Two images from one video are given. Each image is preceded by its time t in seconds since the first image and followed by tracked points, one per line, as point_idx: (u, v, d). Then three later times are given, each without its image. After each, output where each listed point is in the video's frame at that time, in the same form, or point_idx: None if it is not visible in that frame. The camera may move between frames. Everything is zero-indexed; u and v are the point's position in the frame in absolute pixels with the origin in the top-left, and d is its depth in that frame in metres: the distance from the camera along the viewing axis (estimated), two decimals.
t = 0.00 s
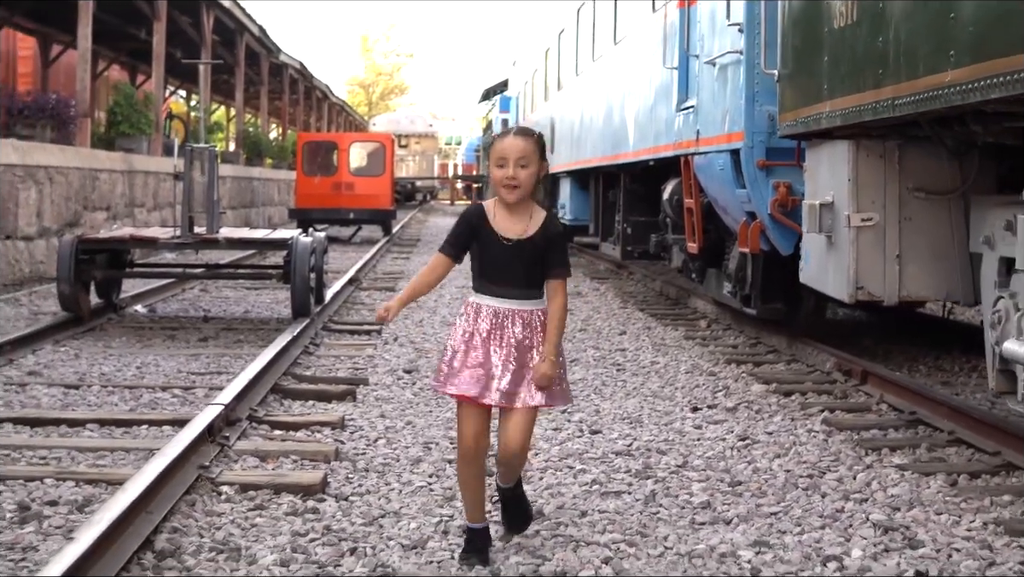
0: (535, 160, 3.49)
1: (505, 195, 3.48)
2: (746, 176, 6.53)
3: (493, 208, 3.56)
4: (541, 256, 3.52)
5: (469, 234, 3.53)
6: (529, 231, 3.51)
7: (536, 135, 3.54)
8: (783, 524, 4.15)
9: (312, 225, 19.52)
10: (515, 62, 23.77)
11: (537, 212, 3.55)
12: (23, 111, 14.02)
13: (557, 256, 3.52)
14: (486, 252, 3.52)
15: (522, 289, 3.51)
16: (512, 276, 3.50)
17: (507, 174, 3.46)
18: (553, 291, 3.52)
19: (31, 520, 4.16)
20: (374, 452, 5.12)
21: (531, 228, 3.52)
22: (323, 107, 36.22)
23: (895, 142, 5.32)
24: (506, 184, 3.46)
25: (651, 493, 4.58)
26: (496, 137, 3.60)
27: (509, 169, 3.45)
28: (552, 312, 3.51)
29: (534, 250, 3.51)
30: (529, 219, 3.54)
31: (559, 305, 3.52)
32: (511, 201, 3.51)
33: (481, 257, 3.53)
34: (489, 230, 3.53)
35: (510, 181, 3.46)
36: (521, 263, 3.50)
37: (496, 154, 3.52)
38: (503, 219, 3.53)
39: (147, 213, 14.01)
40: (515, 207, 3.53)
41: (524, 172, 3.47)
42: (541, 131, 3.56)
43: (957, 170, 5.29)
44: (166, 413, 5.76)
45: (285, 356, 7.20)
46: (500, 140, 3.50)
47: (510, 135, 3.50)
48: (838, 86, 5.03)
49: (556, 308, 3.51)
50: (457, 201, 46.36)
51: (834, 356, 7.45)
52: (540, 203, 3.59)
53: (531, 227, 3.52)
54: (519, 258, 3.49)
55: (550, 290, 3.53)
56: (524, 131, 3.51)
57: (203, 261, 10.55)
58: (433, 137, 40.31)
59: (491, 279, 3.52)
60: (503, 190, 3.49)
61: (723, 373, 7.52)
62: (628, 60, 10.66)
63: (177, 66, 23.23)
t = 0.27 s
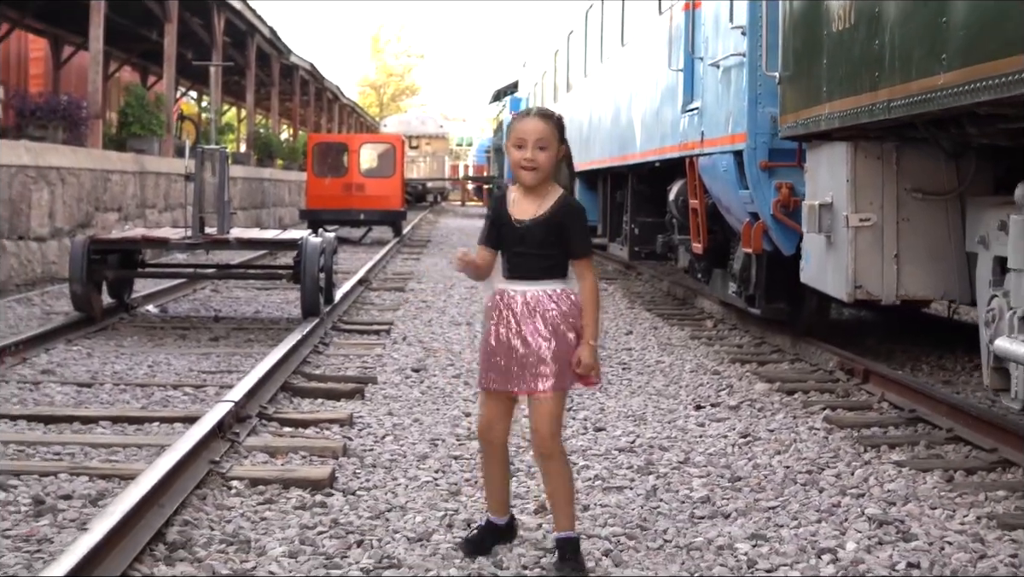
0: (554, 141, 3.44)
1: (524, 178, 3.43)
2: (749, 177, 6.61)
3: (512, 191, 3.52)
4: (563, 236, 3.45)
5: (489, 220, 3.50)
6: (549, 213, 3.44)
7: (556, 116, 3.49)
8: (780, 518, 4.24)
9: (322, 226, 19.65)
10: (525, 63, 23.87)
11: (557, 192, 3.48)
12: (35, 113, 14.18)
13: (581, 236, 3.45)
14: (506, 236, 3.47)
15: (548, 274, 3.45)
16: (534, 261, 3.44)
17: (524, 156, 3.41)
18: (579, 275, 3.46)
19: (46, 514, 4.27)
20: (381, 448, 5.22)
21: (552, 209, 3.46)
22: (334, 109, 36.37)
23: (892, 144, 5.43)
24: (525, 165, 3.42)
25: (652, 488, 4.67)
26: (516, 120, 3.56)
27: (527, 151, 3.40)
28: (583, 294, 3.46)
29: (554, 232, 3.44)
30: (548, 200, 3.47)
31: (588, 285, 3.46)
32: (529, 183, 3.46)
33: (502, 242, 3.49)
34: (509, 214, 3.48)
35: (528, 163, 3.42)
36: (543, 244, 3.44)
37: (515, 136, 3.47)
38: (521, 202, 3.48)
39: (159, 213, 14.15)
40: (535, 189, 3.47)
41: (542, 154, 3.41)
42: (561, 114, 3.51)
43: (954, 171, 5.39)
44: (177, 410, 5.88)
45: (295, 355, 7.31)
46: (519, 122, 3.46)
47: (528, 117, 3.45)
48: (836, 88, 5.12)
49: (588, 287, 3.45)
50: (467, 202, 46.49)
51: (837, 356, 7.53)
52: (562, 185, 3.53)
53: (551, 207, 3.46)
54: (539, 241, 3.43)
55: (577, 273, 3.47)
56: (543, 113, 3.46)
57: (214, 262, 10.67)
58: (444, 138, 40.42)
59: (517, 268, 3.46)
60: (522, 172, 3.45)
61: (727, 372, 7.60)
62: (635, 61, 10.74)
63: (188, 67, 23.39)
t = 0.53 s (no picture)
0: (576, 147, 3.42)
1: (548, 185, 3.39)
2: (752, 179, 6.70)
3: (533, 200, 3.46)
4: (590, 242, 3.44)
5: (513, 230, 3.42)
6: (576, 219, 3.42)
7: (574, 123, 3.47)
8: (779, 514, 4.32)
9: (332, 227, 19.77)
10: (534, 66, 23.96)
11: (579, 199, 3.45)
12: (47, 115, 14.31)
13: (608, 240, 3.45)
14: (533, 245, 3.42)
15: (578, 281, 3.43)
16: (562, 269, 3.41)
17: (549, 163, 3.37)
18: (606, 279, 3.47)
19: (60, 508, 4.36)
20: (388, 446, 5.31)
21: (577, 215, 3.43)
22: (344, 110, 36.51)
23: (892, 147, 5.51)
24: (548, 172, 3.38)
25: (653, 484, 4.75)
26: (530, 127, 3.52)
27: (550, 158, 3.37)
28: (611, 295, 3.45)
29: (580, 239, 3.42)
30: (571, 206, 3.45)
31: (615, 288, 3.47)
32: (552, 190, 3.42)
33: (529, 251, 3.43)
34: (535, 222, 3.42)
35: (551, 170, 3.38)
36: (570, 251, 3.41)
37: (534, 144, 3.44)
38: (545, 210, 3.44)
39: (169, 214, 14.28)
40: (557, 197, 3.44)
41: (565, 160, 3.39)
42: (577, 119, 3.49)
43: (952, 174, 5.47)
44: (188, 408, 5.97)
45: (304, 354, 7.42)
46: (538, 129, 3.43)
47: (547, 124, 3.43)
48: (837, 92, 5.21)
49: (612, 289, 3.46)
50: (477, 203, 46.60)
51: (839, 356, 7.62)
52: (581, 190, 3.51)
53: (576, 214, 3.43)
54: (568, 247, 3.41)
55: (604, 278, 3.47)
56: (561, 120, 3.44)
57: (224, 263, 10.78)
58: (453, 140, 40.53)
59: (547, 276, 3.42)
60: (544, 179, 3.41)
61: (731, 372, 7.69)
62: (642, 64, 10.83)
63: (199, 69, 23.53)
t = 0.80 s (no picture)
0: (591, 150, 3.42)
1: (566, 189, 3.40)
2: (752, 178, 6.78)
3: (548, 202, 3.45)
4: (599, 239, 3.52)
5: (535, 235, 3.40)
6: (591, 220, 3.49)
7: (583, 123, 3.47)
8: (775, 504, 4.41)
9: (338, 227, 19.88)
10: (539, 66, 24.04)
11: (588, 202, 3.51)
12: (54, 114, 14.41)
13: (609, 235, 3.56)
14: (554, 248, 3.43)
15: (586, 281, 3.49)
16: (578, 270, 3.46)
17: (568, 168, 3.37)
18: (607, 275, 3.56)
19: (70, 498, 4.36)
20: (393, 439, 5.39)
21: (590, 215, 3.50)
22: (350, 111, 36.63)
23: (889, 146, 5.60)
24: (568, 177, 3.38)
25: (653, 477, 4.82)
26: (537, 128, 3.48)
27: (571, 163, 3.37)
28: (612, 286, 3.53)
29: (595, 237, 3.49)
30: (584, 206, 3.50)
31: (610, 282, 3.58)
32: (569, 194, 3.43)
33: (548, 254, 3.44)
34: (555, 226, 3.43)
35: (571, 174, 3.38)
36: (586, 250, 3.47)
37: (549, 148, 3.41)
38: (563, 212, 3.45)
39: (176, 214, 14.39)
40: (572, 198, 3.46)
41: (583, 164, 3.39)
42: (586, 118, 3.49)
43: (948, 172, 5.55)
44: (195, 403, 6.05)
45: (310, 351, 7.52)
46: (553, 133, 3.39)
47: (562, 127, 3.40)
48: (834, 92, 5.30)
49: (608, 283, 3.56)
50: (483, 203, 46.78)
51: (839, 352, 7.71)
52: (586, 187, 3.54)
53: (589, 214, 3.50)
54: (586, 248, 3.46)
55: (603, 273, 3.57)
56: (574, 121, 3.43)
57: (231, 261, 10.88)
58: (459, 140, 40.63)
59: (564, 277, 3.45)
60: (562, 183, 3.40)
61: (732, 369, 7.77)
62: (645, 64, 10.90)
63: (205, 70, 23.65)
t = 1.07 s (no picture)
0: (585, 142, 3.48)
1: (562, 179, 3.44)
2: (751, 178, 6.87)
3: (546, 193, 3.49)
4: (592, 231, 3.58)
5: (536, 224, 3.42)
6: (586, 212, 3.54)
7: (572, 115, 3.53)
8: (771, 497, 4.50)
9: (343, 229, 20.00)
10: (543, 68, 24.13)
11: (579, 197, 3.58)
12: (61, 116, 14.49)
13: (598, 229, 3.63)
14: (554, 238, 3.46)
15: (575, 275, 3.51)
16: (575, 260, 3.50)
17: (564, 158, 3.42)
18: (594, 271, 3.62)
19: (82, 489, 4.40)
20: (396, 434, 5.48)
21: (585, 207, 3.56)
22: (355, 113, 36.75)
23: (884, 146, 5.70)
24: (565, 167, 3.43)
25: (652, 470, 4.91)
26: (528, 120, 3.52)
27: (569, 153, 3.42)
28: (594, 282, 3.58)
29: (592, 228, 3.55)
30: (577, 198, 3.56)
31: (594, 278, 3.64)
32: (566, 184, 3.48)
33: (548, 244, 3.46)
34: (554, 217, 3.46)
35: (568, 164, 3.43)
36: (581, 243, 3.51)
37: (543, 140, 3.45)
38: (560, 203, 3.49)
39: (181, 215, 14.50)
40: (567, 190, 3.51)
41: (578, 154, 3.46)
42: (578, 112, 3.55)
43: (942, 172, 5.65)
44: (202, 400, 6.04)
45: (316, 349, 7.62)
46: (548, 124, 3.44)
47: (558, 118, 3.46)
48: (830, 93, 5.40)
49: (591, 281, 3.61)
50: (488, 206, 46.88)
51: (838, 351, 7.80)
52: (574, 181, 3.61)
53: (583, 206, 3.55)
54: (584, 238, 3.51)
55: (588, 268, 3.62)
56: (568, 114, 3.49)
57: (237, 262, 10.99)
58: (464, 142, 40.73)
59: (561, 267, 3.48)
60: (558, 173, 3.45)
61: (732, 367, 7.87)
62: (647, 66, 10.99)
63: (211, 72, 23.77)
